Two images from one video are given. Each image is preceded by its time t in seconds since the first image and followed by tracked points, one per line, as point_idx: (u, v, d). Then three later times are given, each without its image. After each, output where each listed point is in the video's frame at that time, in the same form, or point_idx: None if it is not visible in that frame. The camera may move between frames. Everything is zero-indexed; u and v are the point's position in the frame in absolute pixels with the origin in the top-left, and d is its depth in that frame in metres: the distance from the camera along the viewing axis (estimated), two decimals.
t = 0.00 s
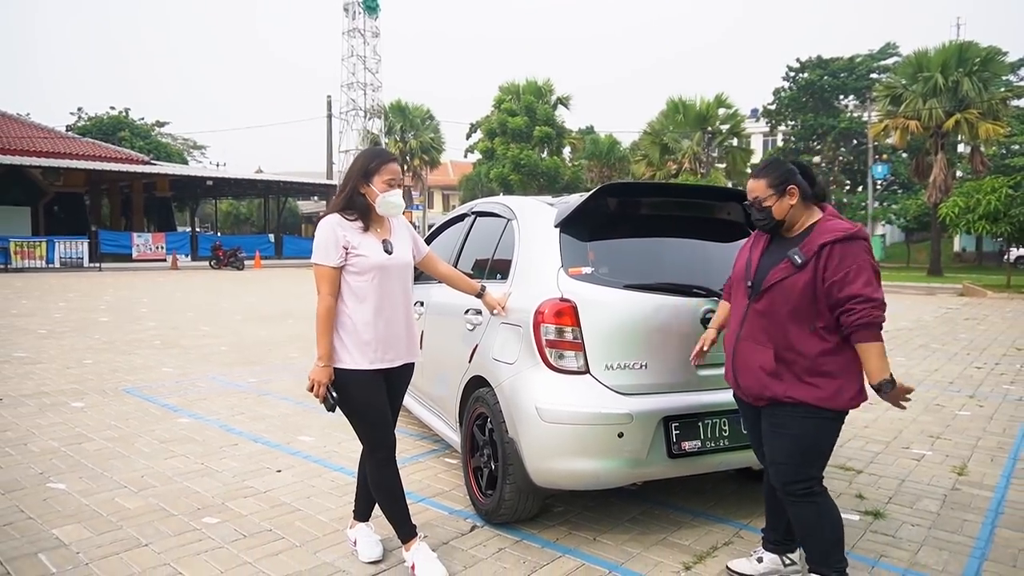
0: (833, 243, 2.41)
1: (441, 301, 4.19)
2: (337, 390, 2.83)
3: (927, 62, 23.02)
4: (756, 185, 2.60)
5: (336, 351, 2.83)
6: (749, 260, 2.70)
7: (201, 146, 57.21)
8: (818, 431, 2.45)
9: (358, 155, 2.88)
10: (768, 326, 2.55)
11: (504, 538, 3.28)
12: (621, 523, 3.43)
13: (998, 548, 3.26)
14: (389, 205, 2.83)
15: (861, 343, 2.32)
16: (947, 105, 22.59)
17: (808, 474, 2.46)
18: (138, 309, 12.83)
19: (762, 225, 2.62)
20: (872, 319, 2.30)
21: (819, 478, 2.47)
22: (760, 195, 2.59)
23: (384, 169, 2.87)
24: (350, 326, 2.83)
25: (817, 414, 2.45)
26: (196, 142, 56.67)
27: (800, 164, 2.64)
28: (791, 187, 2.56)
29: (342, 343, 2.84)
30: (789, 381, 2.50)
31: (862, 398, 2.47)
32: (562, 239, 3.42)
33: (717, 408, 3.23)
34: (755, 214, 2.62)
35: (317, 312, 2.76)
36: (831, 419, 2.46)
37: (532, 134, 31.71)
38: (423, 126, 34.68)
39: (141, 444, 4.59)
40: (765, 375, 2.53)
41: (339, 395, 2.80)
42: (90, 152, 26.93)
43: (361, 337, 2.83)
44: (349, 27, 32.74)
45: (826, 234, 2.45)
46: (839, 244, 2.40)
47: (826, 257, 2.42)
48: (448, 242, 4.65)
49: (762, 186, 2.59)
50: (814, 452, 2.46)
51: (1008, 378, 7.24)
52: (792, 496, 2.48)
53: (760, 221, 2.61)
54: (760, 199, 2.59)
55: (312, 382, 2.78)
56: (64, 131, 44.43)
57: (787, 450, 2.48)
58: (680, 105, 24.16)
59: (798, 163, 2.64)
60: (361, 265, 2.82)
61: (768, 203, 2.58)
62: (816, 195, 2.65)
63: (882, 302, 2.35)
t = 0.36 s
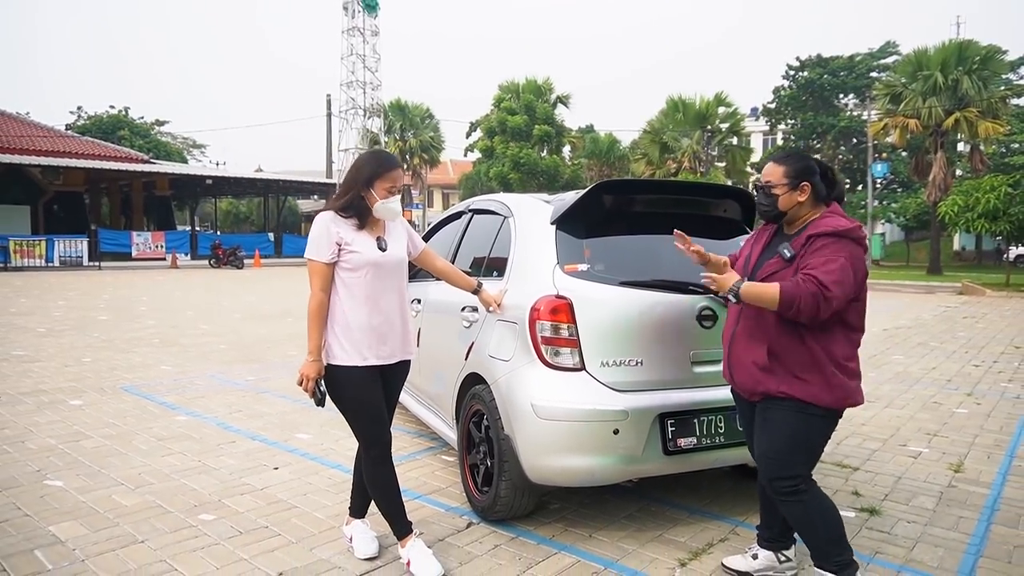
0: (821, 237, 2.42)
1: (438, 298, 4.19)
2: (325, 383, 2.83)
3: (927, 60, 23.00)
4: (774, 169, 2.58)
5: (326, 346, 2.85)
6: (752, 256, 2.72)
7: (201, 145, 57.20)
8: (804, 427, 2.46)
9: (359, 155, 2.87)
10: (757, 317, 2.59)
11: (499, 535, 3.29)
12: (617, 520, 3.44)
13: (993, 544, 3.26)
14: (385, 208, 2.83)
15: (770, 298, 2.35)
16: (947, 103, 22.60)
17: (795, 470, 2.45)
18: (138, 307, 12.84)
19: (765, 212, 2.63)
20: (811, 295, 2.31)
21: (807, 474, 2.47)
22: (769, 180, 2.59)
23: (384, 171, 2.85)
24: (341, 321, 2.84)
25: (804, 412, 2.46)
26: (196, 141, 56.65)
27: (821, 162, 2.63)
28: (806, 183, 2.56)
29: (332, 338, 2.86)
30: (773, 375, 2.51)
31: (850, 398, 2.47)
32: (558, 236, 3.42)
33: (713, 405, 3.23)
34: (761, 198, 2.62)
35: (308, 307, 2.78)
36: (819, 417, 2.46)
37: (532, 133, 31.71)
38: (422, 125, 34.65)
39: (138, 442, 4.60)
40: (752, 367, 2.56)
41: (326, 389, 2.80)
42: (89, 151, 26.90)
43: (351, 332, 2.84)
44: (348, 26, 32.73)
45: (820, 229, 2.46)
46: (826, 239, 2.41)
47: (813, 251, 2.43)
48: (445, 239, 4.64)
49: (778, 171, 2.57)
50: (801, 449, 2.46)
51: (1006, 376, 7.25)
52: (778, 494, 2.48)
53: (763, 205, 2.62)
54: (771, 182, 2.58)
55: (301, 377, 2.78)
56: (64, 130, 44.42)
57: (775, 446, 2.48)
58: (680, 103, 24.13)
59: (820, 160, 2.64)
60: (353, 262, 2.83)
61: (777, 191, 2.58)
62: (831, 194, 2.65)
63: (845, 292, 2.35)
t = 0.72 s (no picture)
0: (837, 233, 2.37)
1: (434, 297, 4.18)
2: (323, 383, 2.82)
3: (927, 59, 22.95)
4: (785, 166, 2.58)
5: (322, 346, 2.84)
6: (771, 252, 2.69)
7: (201, 144, 57.20)
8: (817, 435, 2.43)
9: (356, 155, 2.85)
10: (771, 317, 2.56)
11: (494, 535, 3.28)
12: (612, 519, 3.43)
13: (989, 543, 3.26)
14: (378, 207, 2.82)
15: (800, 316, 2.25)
16: (947, 101, 22.57)
17: (816, 478, 2.44)
18: (137, 306, 12.82)
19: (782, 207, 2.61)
20: (836, 304, 2.22)
21: (827, 483, 2.44)
22: (786, 176, 2.57)
23: (380, 170, 2.84)
24: (336, 321, 2.83)
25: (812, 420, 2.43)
26: (195, 140, 56.62)
27: (839, 152, 2.58)
28: (816, 174, 2.52)
29: (328, 338, 2.84)
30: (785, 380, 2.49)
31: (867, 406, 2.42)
32: (553, 235, 3.41)
33: (708, 404, 3.22)
34: (779, 194, 2.61)
35: (302, 307, 2.77)
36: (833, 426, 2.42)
37: (531, 132, 31.69)
38: (422, 124, 34.62)
39: (134, 440, 4.59)
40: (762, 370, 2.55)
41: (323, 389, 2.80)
42: (88, 149, 26.88)
43: (345, 332, 2.83)
44: (348, 25, 32.70)
45: (837, 224, 2.40)
46: (842, 234, 2.36)
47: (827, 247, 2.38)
48: (441, 238, 4.64)
49: (788, 166, 2.57)
50: (815, 457, 2.43)
51: (1004, 375, 7.23)
52: (803, 500, 2.46)
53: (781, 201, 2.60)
54: (783, 179, 2.58)
55: (300, 376, 2.78)
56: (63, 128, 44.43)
57: (790, 454, 2.47)
58: (680, 102, 24.08)
59: (838, 151, 2.59)
60: (347, 261, 2.82)
61: (789, 186, 2.57)
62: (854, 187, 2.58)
63: (867, 293, 2.28)
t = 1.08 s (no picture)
0: (855, 227, 2.30)
1: (431, 296, 4.18)
2: (317, 383, 2.81)
3: (927, 58, 22.92)
4: (794, 163, 2.55)
5: (317, 347, 2.83)
6: (789, 249, 2.65)
7: (201, 144, 57.21)
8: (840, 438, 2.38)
9: (348, 152, 2.86)
10: (790, 319, 2.52)
11: (489, 533, 3.28)
12: (608, 518, 3.43)
13: (984, 542, 3.26)
14: (373, 203, 2.82)
15: (878, 334, 2.13)
16: (947, 101, 22.56)
17: (834, 481, 2.41)
18: (136, 305, 12.83)
19: (794, 204, 2.58)
20: (905, 307, 2.11)
21: (845, 488, 2.41)
22: (796, 173, 2.54)
23: (375, 167, 2.84)
24: (331, 321, 2.83)
25: (831, 425, 2.38)
26: (196, 139, 56.63)
27: (849, 141, 2.53)
28: (823, 169, 2.49)
29: (323, 337, 2.84)
30: (805, 384, 2.45)
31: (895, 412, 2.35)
32: (548, 234, 3.41)
33: (704, 403, 3.22)
34: (789, 192, 2.58)
35: (297, 307, 2.77)
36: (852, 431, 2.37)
37: (531, 131, 31.67)
38: (422, 123, 34.62)
39: (131, 439, 4.60)
40: (782, 374, 2.53)
41: (318, 389, 2.79)
42: (88, 149, 26.86)
43: (341, 331, 2.82)
44: (347, 24, 32.69)
45: (852, 217, 2.35)
46: (861, 228, 2.29)
47: (846, 244, 2.32)
48: (438, 236, 4.63)
49: (796, 163, 2.55)
50: (833, 460, 2.39)
51: (1002, 374, 7.23)
52: (820, 499, 2.45)
53: (791, 199, 2.57)
54: (793, 176, 2.55)
55: (294, 375, 2.77)
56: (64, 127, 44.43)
57: (809, 456, 2.44)
58: (680, 101, 24.06)
59: (848, 141, 2.54)
60: (340, 261, 2.82)
61: (798, 182, 2.53)
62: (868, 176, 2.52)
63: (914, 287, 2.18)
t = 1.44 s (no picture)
0: (856, 228, 2.30)
1: (429, 294, 4.18)
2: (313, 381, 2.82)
3: (927, 58, 22.89)
4: (802, 157, 2.54)
5: (312, 344, 2.84)
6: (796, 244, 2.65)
7: (203, 144, 57.27)
8: (839, 437, 2.37)
9: (339, 146, 2.87)
10: (793, 316, 2.52)
11: (486, 531, 3.28)
12: (605, 516, 3.43)
13: (980, 540, 3.26)
14: (371, 194, 2.82)
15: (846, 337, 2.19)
16: (948, 100, 22.52)
17: (837, 479, 2.41)
18: (136, 304, 12.84)
19: (801, 198, 2.57)
20: (879, 314, 2.15)
21: (849, 487, 2.41)
22: (804, 167, 2.53)
23: (367, 161, 2.85)
24: (326, 318, 2.83)
25: (832, 424, 2.37)
26: (197, 139, 56.68)
27: (860, 136, 2.50)
28: (832, 163, 2.46)
29: (320, 335, 2.84)
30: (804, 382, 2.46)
31: (896, 413, 2.33)
32: (545, 232, 3.41)
33: (701, 401, 3.22)
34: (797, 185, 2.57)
35: (293, 305, 2.77)
36: (854, 431, 2.36)
37: (532, 131, 31.65)
38: (423, 123, 34.62)
39: (129, 437, 4.60)
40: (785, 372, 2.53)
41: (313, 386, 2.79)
42: (89, 148, 26.86)
43: (337, 329, 2.83)
44: (348, 24, 32.70)
45: (855, 217, 2.34)
46: (861, 230, 2.29)
47: (847, 244, 2.32)
48: (437, 235, 4.63)
49: (805, 156, 2.53)
50: (833, 457, 2.39)
51: (1002, 373, 7.22)
52: (822, 497, 2.45)
53: (798, 192, 2.56)
54: (801, 170, 2.54)
55: (289, 373, 2.78)
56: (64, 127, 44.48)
57: (812, 453, 2.43)
58: (680, 101, 24.05)
59: (860, 135, 2.51)
60: (338, 259, 2.82)
61: (806, 176, 2.52)
62: (880, 171, 2.47)
63: (902, 293, 2.19)
